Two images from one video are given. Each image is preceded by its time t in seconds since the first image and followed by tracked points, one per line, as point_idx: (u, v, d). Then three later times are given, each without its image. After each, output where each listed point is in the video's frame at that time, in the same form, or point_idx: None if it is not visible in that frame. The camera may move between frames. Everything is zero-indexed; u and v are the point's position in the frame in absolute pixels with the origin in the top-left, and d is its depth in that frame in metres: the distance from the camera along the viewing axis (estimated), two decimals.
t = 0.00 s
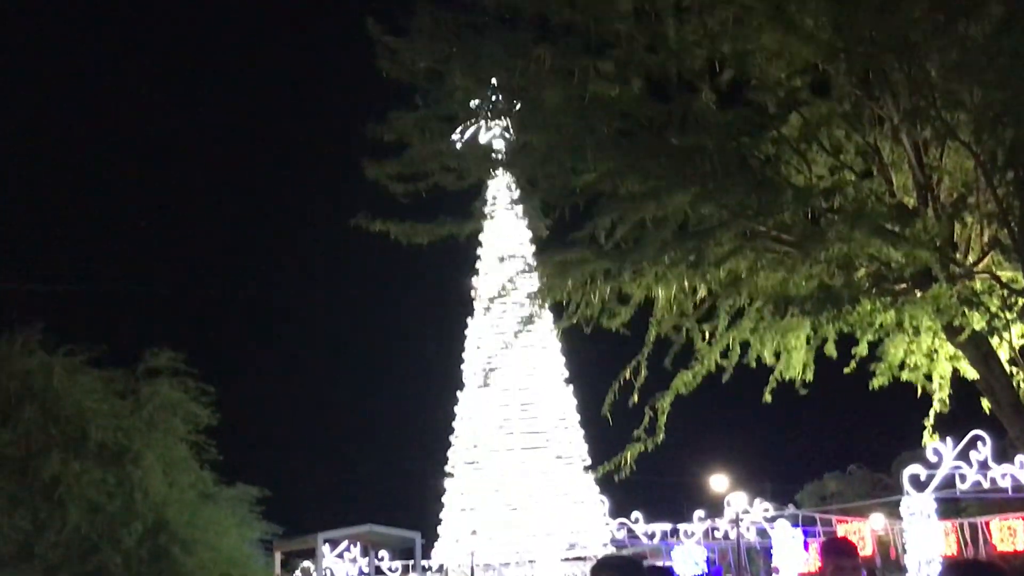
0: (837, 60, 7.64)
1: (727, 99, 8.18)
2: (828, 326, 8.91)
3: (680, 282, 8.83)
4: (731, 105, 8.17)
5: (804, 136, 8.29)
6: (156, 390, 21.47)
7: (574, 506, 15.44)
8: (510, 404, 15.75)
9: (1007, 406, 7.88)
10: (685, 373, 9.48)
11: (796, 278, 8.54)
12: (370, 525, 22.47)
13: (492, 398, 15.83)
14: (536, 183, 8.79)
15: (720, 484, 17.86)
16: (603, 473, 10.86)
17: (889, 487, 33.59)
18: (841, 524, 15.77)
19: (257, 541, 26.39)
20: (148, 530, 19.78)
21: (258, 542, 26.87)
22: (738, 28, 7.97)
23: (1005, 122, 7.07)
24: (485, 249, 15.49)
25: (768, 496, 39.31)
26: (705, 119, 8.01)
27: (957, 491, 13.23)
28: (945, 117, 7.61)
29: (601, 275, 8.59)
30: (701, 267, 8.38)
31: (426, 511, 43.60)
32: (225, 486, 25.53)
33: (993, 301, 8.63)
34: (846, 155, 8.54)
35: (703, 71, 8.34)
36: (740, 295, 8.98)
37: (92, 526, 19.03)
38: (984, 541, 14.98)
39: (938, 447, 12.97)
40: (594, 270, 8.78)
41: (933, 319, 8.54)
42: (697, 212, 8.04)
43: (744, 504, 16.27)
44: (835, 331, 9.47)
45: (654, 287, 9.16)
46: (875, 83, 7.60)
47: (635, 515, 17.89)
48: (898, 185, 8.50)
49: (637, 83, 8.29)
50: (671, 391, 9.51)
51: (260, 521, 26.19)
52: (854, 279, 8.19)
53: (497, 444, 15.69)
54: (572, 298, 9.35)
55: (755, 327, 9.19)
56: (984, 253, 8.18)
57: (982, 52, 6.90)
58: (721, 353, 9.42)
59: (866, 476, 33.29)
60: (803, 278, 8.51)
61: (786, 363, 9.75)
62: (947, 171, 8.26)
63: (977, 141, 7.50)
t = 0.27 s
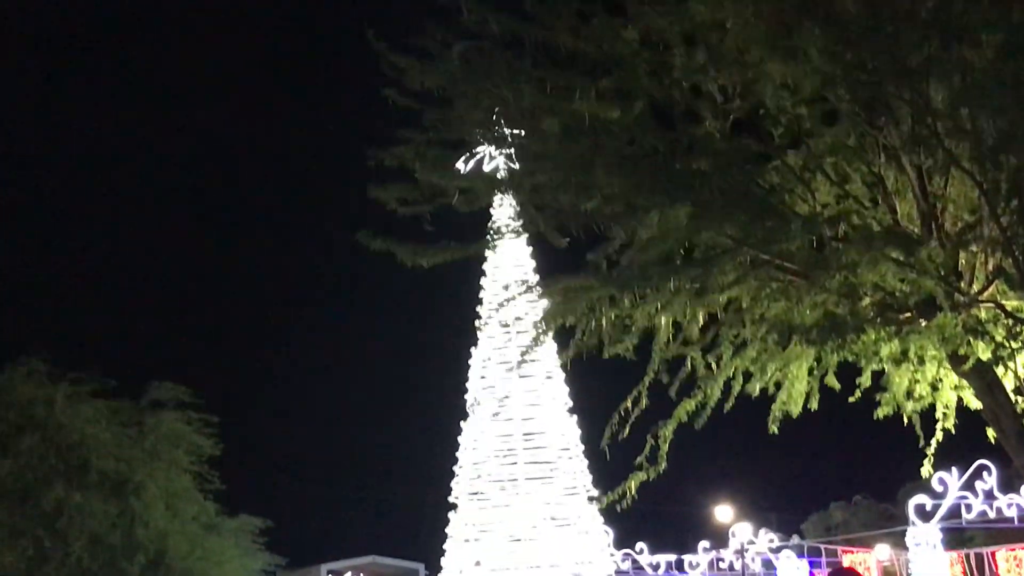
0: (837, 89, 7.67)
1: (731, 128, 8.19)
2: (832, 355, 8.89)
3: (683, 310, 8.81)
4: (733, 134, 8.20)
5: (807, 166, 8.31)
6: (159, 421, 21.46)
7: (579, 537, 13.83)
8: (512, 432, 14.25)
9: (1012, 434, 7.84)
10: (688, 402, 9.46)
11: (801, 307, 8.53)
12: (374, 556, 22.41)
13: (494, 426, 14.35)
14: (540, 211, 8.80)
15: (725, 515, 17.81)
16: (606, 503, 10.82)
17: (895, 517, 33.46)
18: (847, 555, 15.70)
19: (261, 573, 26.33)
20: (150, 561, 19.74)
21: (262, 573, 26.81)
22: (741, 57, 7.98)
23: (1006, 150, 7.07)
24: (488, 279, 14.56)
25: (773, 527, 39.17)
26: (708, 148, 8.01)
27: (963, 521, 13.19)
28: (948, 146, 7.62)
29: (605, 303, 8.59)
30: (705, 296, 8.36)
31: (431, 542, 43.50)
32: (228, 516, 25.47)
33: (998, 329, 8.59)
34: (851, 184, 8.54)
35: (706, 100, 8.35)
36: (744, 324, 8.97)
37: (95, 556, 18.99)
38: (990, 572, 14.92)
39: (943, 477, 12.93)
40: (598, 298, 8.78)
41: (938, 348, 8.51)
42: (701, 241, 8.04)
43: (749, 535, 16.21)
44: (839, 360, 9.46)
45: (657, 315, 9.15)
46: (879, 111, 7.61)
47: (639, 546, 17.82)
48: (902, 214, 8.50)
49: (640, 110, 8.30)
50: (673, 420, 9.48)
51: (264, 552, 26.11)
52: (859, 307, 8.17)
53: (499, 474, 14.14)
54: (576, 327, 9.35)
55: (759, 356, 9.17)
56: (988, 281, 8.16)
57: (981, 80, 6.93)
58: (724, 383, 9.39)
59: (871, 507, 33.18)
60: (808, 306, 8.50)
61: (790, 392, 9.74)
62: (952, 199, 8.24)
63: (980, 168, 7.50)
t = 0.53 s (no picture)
0: (838, 102, 7.68)
1: (730, 137, 8.32)
2: (835, 368, 8.88)
3: (686, 323, 8.80)
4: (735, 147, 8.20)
5: (809, 178, 8.31)
6: (160, 434, 21.44)
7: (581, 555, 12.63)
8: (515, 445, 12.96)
9: (1015, 446, 7.84)
10: (692, 415, 9.45)
11: (804, 319, 8.52)
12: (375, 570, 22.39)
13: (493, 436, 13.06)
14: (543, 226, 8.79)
15: (727, 528, 17.78)
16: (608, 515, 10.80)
17: (896, 530, 33.41)
18: (849, 568, 15.66)
19: None
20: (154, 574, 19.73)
21: None
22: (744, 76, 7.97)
23: (1007, 163, 7.07)
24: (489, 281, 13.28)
25: (775, 540, 39.09)
26: (708, 159, 8.17)
27: (966, 534, 13.15)
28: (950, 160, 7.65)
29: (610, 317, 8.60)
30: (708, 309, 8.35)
31: (432, 556, 43.42)
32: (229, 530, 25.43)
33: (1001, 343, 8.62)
34: (854, 196, 8.53)
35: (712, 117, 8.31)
36: (747, 337, 8.96)
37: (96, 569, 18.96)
38: None
39: (946, 490, 12.90)
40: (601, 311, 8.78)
41: (940, 361, 8.51)
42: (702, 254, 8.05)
43: (751, 548, 16.17)
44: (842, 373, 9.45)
45: (660, 327, 9.15)
46: (884, 130, 7.58)
47: (641, 559, 17.78)
48: (905, 227, 8.48)
49: (642, 124, 8.31)
50: (677, 433, 9.47)
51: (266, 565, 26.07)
52: (862, 320, 8.17)
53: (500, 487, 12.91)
54: (579, 340, 9.34)
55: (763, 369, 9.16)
56: (991, 293, 8.15)
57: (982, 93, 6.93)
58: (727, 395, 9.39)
59: (874, 520, 33.09)
60: (811, 318, 8.49)
61: (794, 405, 9.72)
62: (955, 212, 8.24)
63: (982, 183, 7.53)
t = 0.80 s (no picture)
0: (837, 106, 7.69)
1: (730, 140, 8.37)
2: (836, 370, 8.88)
3: (687, 324, 8.81)
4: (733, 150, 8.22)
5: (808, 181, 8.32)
6: (161, 436, 21.45)
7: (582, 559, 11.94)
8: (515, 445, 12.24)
9: (1015, 449, 7.85)
10: (693, 417, 9.45)
11: (804, 320, 8.54)
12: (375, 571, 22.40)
13: (491, 435, 12.34)
14: (542, 229, 8.79)
15: (727, 529, 17.78)
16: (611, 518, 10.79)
17: (897, 532, 33.39)
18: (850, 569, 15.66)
19: None
20: None
21: None
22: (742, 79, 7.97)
23: (1006, 167, 7.09)
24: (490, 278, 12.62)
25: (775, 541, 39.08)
26: (708, 160, 8.27)
27: (966, 536, 13.15)
28: (949, 162, 7.65)
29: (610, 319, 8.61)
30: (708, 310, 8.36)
31: (432, 558, 43.41)
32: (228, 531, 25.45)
33: (1000, 344, 8.62)
34: (854, 198, 8.53)
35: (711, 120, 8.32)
36: (748, 338, 8.96)
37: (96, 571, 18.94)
38: None
39: (946, 492, 12.90)
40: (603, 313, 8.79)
41: (941, 363, 8.51)
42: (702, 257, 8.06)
43: (751, 550, 16.17)
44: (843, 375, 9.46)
45: (661, 330, 9.16)
46: (883, 133, 7.57)
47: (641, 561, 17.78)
48: (905, 229, 8.50)
49: (642, 128, 8.33)
50: (679, 435, 9.48)
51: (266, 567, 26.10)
52: (861, 322, 8.19)
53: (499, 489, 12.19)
54: (581, 342, 9.35)
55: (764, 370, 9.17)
56: (992, 295, 8.16)
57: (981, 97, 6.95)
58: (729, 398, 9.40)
59: (873, 521, 33.08)
60: (812, 320, 8.50)
61: (795, 406, 9.73)
62: (956, 214, 8.23)
63: (982, 184, 7.53)
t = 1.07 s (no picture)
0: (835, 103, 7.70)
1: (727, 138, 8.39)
2: (837, 365, 8.90)
3: (688, 320, 8.82)
4: (732, 146, 8.25)
5: (807, 177, 8.32)
6: (162, 432, 21.54)
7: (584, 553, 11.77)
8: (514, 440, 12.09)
9: (1014, 443, 7.88)
10: (696, 413, 9.47)
11: (805, 316, 8.56)
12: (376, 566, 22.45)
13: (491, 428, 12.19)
14: (542, 226, 8.81)
15: (727, 524, 17.80)
16: (616, 514, 10.80)
17: (895, 526, 33.44)
18: (849, 564, 15.67)
19: None
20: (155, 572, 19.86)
21: None
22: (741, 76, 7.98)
23: (1005, 163, 7.10)
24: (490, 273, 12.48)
25: (774, 536, 39.12)
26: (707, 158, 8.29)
27: (966, 530, 13.17)
28: (948, 158, 7.66)
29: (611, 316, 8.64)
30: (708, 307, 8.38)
31: (433, 554, 43.48)
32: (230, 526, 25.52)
33: (1000, 338, 8.64)
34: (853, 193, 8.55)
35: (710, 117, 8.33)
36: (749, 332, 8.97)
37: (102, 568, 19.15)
38: None
39: (945, 487, 12.91)
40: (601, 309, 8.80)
41: (941, 358, 8.53)
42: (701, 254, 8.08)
43: (751, 544, 16.18)
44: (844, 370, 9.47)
45: (663, 326, 9.18)
46: (883, 129, 7.58)
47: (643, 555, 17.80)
48: (905, 223, 8.51)
49: (640, 127, 8.35)
50: (681, 431, 9.49)
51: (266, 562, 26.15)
52: (862, 318, 8.21)
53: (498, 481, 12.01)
54: (582, 338, 9.38)
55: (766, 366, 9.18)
56: (990, 290, 8.17)
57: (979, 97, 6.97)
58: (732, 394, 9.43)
59: (873, 516, 33.11)
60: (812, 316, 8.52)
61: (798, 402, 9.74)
62: (955, 209, 8.23)
63: (981, 180, 7.54)
